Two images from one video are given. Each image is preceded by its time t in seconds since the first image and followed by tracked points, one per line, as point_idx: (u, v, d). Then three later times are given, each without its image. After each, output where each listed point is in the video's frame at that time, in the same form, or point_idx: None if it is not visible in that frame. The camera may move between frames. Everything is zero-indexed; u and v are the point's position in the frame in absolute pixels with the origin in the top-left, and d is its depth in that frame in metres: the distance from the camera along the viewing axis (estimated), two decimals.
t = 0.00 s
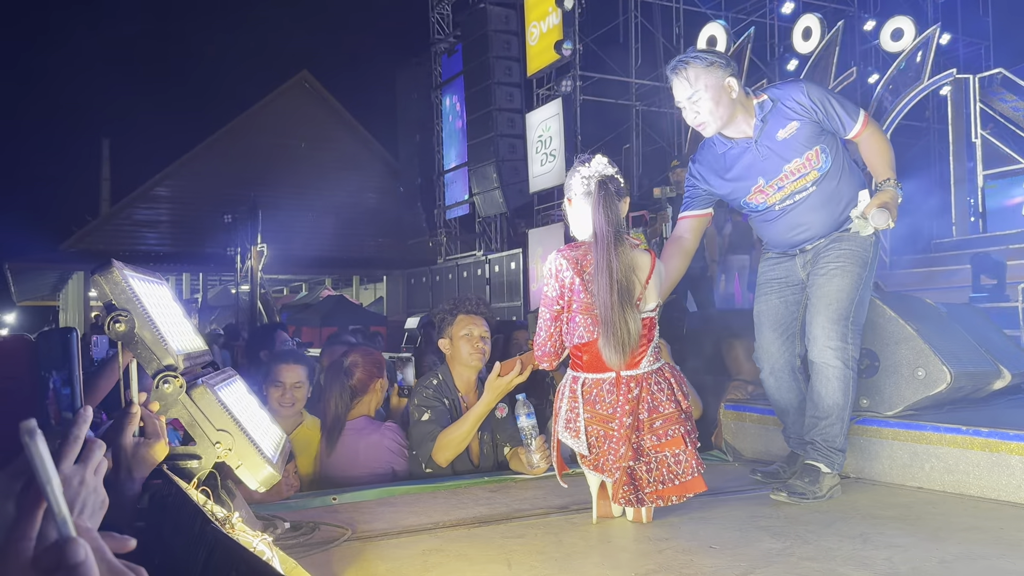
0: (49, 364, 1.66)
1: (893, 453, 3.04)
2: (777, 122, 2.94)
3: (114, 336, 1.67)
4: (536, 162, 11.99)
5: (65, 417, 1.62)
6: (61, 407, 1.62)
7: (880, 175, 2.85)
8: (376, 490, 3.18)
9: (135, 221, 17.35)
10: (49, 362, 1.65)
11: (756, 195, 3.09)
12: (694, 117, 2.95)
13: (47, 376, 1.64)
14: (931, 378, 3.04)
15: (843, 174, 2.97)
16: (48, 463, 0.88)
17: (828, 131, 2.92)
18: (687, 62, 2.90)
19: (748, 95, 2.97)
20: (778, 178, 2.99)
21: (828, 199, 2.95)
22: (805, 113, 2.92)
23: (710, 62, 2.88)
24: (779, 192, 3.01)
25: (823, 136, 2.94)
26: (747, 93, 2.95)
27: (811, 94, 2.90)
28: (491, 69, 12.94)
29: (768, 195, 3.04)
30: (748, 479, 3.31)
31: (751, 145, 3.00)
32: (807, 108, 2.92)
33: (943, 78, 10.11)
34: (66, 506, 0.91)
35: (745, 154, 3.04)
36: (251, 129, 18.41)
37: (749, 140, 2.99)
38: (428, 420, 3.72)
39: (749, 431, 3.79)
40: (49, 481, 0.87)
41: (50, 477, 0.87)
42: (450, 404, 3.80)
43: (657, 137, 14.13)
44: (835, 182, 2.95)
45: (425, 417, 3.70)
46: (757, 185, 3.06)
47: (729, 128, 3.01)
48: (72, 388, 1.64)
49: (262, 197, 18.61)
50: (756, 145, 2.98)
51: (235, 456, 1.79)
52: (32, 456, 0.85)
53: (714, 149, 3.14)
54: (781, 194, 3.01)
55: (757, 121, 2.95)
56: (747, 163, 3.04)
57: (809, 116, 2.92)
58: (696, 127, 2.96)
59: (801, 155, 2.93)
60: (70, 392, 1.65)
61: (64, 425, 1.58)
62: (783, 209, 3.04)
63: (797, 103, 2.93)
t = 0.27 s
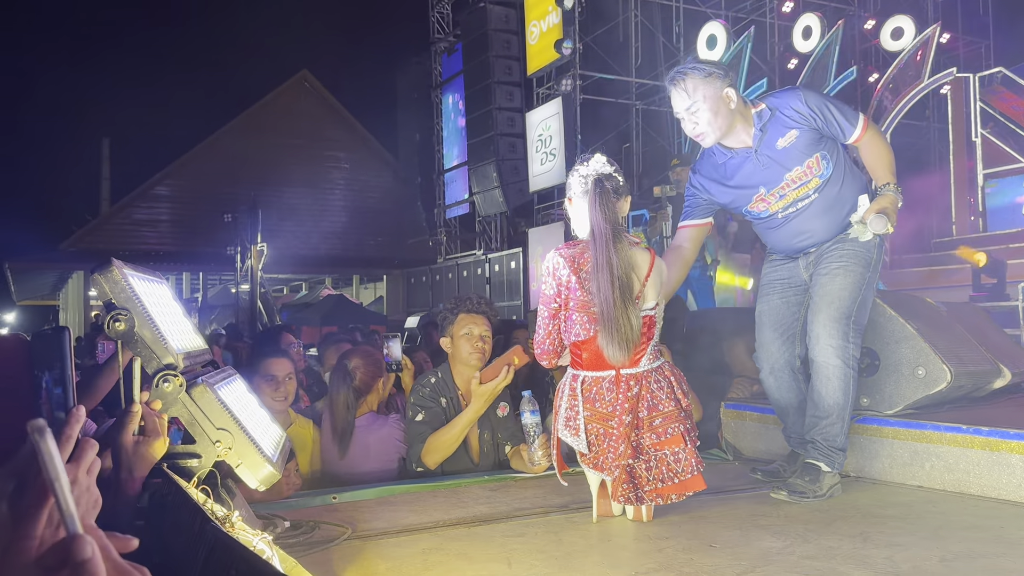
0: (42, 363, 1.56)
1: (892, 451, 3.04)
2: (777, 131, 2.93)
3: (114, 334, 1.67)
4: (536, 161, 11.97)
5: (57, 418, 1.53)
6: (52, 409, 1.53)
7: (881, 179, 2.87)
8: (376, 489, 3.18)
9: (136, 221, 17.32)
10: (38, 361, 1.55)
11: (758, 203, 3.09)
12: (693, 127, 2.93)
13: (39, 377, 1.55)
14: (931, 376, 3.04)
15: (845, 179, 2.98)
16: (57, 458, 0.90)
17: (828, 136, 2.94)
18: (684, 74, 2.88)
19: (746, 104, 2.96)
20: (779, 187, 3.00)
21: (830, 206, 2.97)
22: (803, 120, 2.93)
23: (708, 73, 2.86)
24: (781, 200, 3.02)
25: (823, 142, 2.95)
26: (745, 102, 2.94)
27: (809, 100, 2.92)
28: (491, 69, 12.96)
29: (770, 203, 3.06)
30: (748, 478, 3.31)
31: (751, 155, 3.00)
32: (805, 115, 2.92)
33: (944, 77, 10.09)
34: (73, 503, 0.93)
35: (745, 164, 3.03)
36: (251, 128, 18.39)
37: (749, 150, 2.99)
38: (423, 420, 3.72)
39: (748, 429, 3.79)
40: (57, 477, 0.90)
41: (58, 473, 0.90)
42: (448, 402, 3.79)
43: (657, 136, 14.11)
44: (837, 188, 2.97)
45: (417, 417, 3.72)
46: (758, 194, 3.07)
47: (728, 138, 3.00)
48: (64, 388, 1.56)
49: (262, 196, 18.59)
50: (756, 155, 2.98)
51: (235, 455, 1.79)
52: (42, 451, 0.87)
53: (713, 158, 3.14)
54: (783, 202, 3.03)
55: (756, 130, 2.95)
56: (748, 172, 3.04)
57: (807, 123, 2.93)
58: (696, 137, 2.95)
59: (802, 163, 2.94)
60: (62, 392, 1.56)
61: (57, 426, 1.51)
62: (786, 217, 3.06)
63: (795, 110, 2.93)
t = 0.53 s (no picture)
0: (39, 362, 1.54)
1: (893, 451, 3.04)
2: (775, 146, 2.95)
3: (114, 334, 1.66)
4: (535, 161, 11.96)
5: (55, 418, 1.52)
6: (51, 409, 1.52)
7: (881, 188, 2.87)
8: (375, 489, 3.18)
9: (135, 220, 17.32)
10: (39, 361, 1.54)
11: (759, 219, 3.10)
12: (691, 144, 2.93)
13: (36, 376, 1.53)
14: (931, 376, 3.03)
15: (846, 190, 2.99)
16: (58, 459, 0.88)
17: (827, 148, 2.95)
18: (681, 91, 2.88)
19: (742, 119, 2.97)
20: (779, 202, 3.01)
21: (832, 218, 2.97)
22: (800, 133, 2.95)
23: (705, 90, 2.86)
24: (783, 214, 3.02)
25: (821, 155, 2.97)
26: (741, 119, 2.95)
27: (804, 114, 2.94)
28: (491, 69, 12.98)
29: (771, 218, 3.06)
30: (748, 478, 3.30)
31: (750, 171, 3.00)
32: (802, 130, 2.94)
33: (944, 77, 10.09)
34: (75, 505, 0.92)
35: (745, 179, 3.03)
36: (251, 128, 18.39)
37: (748, 167, 2.99)
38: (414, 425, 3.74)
39: (749, 429, 3.79)
40: (60, 478, 0.88)
41: (61, 473, 0.89)
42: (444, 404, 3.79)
43: (657, 136, 14.11)
44: (838, 200, 2.97)
45: (408, 424, 3.74)
46: (759, 210, 3.07)
47: (727, 154, 3.01)
48: (63, 389, 1.54)
49: (262, 196, 18.58)
50: (755, 170, 2.99)
51: (235, 455, 1.79)
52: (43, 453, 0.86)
53: (712, 176, 3.14)
54: (784, 216, 3.02)
55: (753, 147, 2.97)
56: (748, 188, 3.04)
57: (804, 136, 2.95)
58: (694, 155, 2.95)
59: (802, 177, 2.95)
60: (60, 391, 1.54)
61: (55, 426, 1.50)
62: (789, 230, 3.05)
63: (791, 125, 2.95)
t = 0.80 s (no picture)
0: (36, 364, 1.53)
1: (891, 452, 3.04)
2: (774, 150, 2.95)
3: (113, 335, 1.66)
4: (534, 162, 11.95)
5: (52, 418, 1.54)
6: (48, 409, 1.52)
7: (880, 194, 2.87)
8: (374, 491, 3.17)
9: (134, 221, 17.29)
10: (35, 361, 1.52)
11: (759, 223, 3.11)
12: (690, 149, 2.96)
13: (34, 378, 1.52)
14: (930, 378, 3.04)
15: (845, 195, 2.98)
16: (55, 460, 0.88)
17: (827, 152, 2.94)
18: (681, 96, 2.89)
19: (741, 124, 2.97)
20: (779, 206, 3.02)
21: (831, 222, 2.97)
22: (799, 138, 2.94)
23: (704, 95, 2.88)
24: (782, 219, 3.03)
25: (821, 158, 2.96)
26: (739, 124, 2.95)
27: (803, 118, 2.93)
28: (491, 70, 13.00)
29: (771, 222, 3.07)
30: (747, 479, 3.31)
31: (750, 176, 3.01)
32: (801, 133, 2.93)
33: (942, 78, 10.10)
34: (72, 505, 0.91)
35: (744, 184, 3.05)
36: (250, 129, 18.38)
37: (747, 171, 3.01)
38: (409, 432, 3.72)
39: (749, 431, 3.78)
40: (57, 479, 0.88)
41: (58, 474, 0.88)
42: (441, 409, 3.81)
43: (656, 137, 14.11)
44: (837, 204, 2.97)
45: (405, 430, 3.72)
46: (759, 214, 3.09)
47: (727, 159, 3.02)
48: (61, 389, 1.55)
49: (261, 197, 18.57)
50: (755, 175, 3.00)
51: (234, 456, 1.78)
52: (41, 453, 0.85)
53: (714, 178, 3.16)
54: (784, 220, 3.03)
55: (752, 151, 2.97)
56: (748, 193, 3.05)
57: (803, 140, 2.94)
58: (694, 159, 2.98)
59: (801, 181, 2.95)
60: (57, 392, 1.55)
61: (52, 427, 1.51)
62: (788, 234, 3.06)
63: (790, 128, 2.95)
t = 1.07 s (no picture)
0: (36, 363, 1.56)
1: (888, 455, 3.05)
2: (773, 150, 2.98)
3: (109, 337, 1.66)
4: (532, 165, 11.95)
5: (50, 417, 1.54)
6: (47, 408, 1.54)
7: (877, 196, 2.88)
8: (371, 494, 3.17)
9: (131, 224, 17.26)
10: (36, 360, 1.56)
11: (757, 223, 3.12)
12: (689, 142, 3.01)
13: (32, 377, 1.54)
14: (927, 382, 3.05)
15: (843, 197, 2.99)
16: (53, 461, 0.89)
17: (826, 155, 2.96)
18: (688, 89, 2.98)
19: (742, 124, 3.02)
20: (777, 206, 3.03)
21: (829, 224, 2.97)
22: (799, 139, 2.97)
23: (710, 88, 2.96)
24: (780, 219, 3.04)
25: (821, 160, 2.98)
26: (740, 123, 3.01)
27: (804, 118, 2.96)
28: (489, 73, 13.05)
29: (769, 223, 3.08)
30: (744, 483, 3.31)
31: (749, 174, 3.05)
32: (801, 133, 2.96)
33: (939, 82, 10.13)
34: (69, 505, 0.92)
35: (743, 183, 3.08)
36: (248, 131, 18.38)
37: (746, 169, 3.04)
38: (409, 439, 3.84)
39: (747, 434, 3.78)
40: (54, 481, 0.89)
41: (55, 475, 0.89)
42: (440, 414, 3.88)
43: (653, 140, 14.12)
44: (835, 206, 2.98)
45: (405, 438, 3.83)
46: (757, 215, 3.10)
47: (727, 157, 3.06)
48: (59, 388, 1.56)
49: (258, 199, 18.55)
50: (754, 174, 3.03)
51: (231, 458, 1.77)
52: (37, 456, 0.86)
53: (714, 178, 3.20)
54: (782, 221, 3.04)
55: (752, 150, 3.02)
56: (747, 192, 3.08)
57: (803, 141, 2.97)
58: (694, 152, 3.02)
59: (799, 182, 2.97)
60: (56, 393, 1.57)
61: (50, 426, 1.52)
62: (786, 235, 3.07)
63: (791, 129, 2.97)
